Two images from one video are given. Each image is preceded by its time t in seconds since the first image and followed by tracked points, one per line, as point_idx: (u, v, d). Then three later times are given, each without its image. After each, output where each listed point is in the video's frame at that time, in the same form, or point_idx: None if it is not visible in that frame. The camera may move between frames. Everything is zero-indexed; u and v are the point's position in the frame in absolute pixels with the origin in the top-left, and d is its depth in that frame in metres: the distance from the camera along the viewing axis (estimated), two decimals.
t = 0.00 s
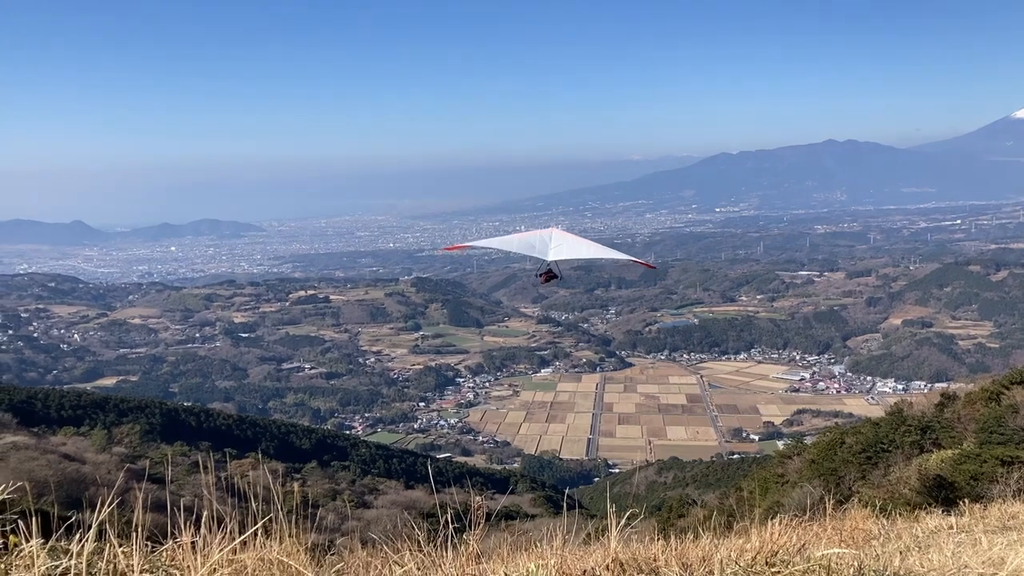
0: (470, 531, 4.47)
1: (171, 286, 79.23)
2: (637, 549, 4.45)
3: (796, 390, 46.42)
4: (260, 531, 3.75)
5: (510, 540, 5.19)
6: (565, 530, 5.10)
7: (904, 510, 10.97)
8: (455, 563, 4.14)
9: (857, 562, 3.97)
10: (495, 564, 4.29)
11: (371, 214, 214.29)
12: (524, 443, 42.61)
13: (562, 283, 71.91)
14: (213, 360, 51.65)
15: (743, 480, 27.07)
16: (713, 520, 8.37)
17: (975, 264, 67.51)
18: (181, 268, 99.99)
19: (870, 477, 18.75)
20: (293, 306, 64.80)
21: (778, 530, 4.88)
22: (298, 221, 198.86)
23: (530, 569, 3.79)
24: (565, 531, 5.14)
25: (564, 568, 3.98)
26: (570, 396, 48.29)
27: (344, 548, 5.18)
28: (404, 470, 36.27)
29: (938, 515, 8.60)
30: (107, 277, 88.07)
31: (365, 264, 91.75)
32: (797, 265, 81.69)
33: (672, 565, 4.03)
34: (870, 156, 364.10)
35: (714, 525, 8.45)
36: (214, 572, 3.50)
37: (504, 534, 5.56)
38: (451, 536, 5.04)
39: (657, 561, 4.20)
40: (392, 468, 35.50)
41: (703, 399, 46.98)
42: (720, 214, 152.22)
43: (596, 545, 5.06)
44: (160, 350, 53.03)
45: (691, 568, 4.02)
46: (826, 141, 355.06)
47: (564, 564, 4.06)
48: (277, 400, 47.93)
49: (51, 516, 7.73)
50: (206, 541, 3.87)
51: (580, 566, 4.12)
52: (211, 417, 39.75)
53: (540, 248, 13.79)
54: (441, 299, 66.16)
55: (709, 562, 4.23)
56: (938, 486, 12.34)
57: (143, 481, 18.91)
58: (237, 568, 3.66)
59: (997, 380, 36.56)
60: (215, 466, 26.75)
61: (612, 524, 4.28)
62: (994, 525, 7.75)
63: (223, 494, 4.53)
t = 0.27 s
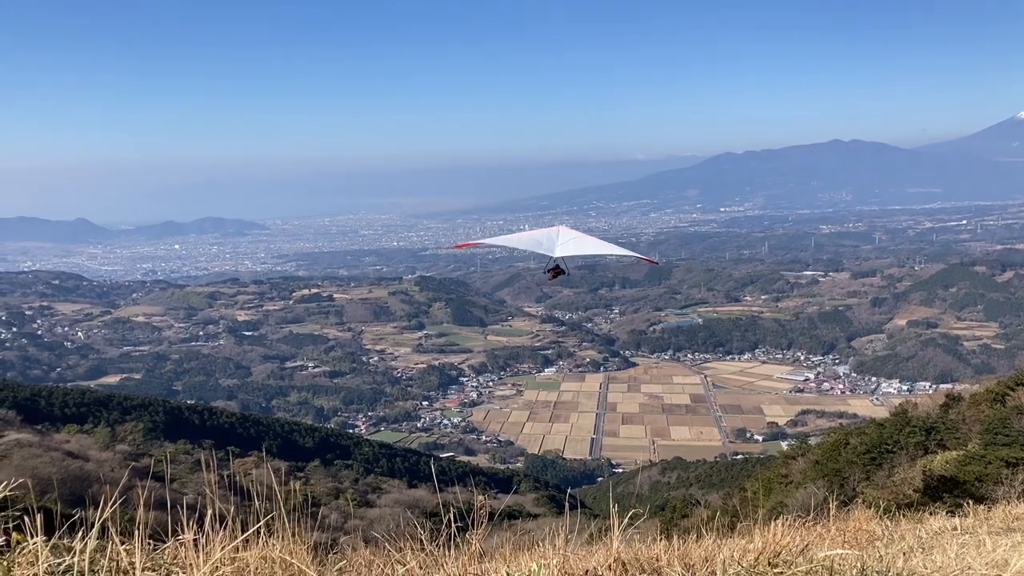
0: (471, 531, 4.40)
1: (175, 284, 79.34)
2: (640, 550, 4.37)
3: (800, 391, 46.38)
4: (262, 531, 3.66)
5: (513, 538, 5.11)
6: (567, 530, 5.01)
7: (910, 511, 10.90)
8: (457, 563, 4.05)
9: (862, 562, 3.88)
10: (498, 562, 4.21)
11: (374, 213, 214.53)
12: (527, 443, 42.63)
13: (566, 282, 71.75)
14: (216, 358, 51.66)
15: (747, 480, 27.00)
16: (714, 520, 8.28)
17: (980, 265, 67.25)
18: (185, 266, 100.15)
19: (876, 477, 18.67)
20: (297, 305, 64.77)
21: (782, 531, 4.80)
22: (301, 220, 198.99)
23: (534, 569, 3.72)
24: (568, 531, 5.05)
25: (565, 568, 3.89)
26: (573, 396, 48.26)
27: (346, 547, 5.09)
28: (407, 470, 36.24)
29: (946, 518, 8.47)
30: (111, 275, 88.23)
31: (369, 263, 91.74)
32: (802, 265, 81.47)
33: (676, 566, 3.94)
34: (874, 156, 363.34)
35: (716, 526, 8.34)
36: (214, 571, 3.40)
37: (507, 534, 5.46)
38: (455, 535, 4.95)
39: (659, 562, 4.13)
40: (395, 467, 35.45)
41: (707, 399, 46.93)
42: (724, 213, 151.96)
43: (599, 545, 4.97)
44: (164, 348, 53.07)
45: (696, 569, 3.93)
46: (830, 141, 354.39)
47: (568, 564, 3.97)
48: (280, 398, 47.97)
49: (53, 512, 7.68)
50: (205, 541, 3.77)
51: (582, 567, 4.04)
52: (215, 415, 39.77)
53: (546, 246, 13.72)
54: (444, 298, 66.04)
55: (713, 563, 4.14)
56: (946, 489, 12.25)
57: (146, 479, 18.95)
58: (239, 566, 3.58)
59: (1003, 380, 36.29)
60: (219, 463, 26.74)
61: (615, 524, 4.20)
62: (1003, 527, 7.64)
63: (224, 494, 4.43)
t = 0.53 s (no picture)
0: (472, 531, 4.35)
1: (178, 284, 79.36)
2: (644, 549, 4.32)
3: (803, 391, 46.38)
4: (267, 528, 3.60)
5: (515, 537, 5.07)
6: (570, 530, 4.95)
7: (916, 514, 10.85)
8: (460, 561, 3.99)
9: (865, 564, 3.84)
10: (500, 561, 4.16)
11: (377, 212, 214.52)
12: (530, 443, 42.61)
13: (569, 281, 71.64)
14: (219, 357, 51.70)
15: (751, 482, 27.00)
16: (717, 521, 8.23)
17: (984, 265, 67.04)
18: (188, 266, 100.19)
19: (881, 478, 18.61)
20: (300, 305, 64.78)
21: (786, 531, 4.75)
22: (304, 219, 199.15)
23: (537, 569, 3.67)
24: (570, 531, 4.99)
25: (568, 568, 3.83)
26: (576, 396, 48.21)
27: (347, 544, 5.05)
28: (410, 469, 36.16)
29: (948, 519, 8.41)
30: (114, 275, 88.32)
31: (372, 262, 91.72)
32: (805, 266, 81.23)
33: (678, 566, 3.88)
34: (877, 156, 362.70)
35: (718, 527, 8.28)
36: (215, 570, 3.33)
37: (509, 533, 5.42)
38: (456, 535, 4.91)
39: (661, 561, 4.07)
40: (398, 467, 35.40)
41: (710, 400, 46.86)
42: (727, 213, 151.65)
43: (601, 544, 4.91)
44: (166, 347, 53.11)
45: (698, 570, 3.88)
46: (833, 141, 353.82)
47: (571, 564, 3.92)
48: (283, 398, 48.00)
49: (55, 512, 7.67)
50: (209, 538, 3.70)
51: (583, 567, 3.99)
52: (218, 414, 39.75)
53: (553, 245, 13.68)
54: (448, 298, 65.91)
55: (716, 564, 4.09)
56: (955, 492, 12.16)
57: (150, 478, 18.99)
58: (241, 567, 3.51)
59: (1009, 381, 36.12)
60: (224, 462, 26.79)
61: (618, 523, 4.15)
62: (1006, 529, 7.58)
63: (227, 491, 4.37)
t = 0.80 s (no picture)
0: (473, 532, 4.33)
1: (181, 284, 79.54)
2: (646, 551, 4.28)
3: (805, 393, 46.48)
4: (268, 528, 3.55)
5: (517, 538, 5.04)
6: (571, 531, 4.94)
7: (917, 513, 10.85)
8: (460, 561, 3.84)
9: (867, 567, 3.81)
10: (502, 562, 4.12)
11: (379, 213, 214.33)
12: (531, 444, 42.70)
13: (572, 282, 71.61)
14: (222, 357, 51.73)
15: (753, 483, 27.15)
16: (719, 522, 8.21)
17: (987, 267, 66.90)
18: (191, 267, 100.30)
19: (883, 478, 18.58)
20: (302, 305, 64.77)
21: (788, 534, 4.75)
22: (307, 220, 199.02)
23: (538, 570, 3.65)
24: (570, 532, 4.97)
25: (567, 568, 3.80)
26: (578, 397, 48.18)
27: (347, 544, 5.03)
28: (411, 470, 36.07)
29: (950, 522, 8.38)
30: (116, 275, 88.34)
31: (374, 263, 91.72)
32: (808, 267, 81.09)
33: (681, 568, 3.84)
34: (879, 158, 362.45)
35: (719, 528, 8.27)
36: (217, 569, 3.29)
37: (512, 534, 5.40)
38: (457, 535, 4.89)
39: (663, 562, 4.04)
40: (399, 468, 35.34)
41: (712, 400, 46.90)
42: (730, 212, 151.46)
43: (602, 545, 4.89)
44: (169, 347, 53.14)
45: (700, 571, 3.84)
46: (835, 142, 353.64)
47: (571, 565, 3.90)
48: (286, 398, 48.06)
49: (58, 511, 7.69)
50: (209, 539, 3.67)
51: (584, 567, 3.97)
52: (221, 414, 39.73)
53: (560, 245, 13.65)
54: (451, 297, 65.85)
55: (718, 567, 4.06)
56: (957, 495, 12.05)
57: (151, 478, 19.01)
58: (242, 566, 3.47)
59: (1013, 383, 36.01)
60: (221, 463, 26.77)
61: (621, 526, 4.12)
62: (1009, 531, 7.55)
63: (230, 490, 4.37)
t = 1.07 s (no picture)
0: None
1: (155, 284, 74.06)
2: None
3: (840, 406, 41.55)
4: None
5: None
6: None
7: None
8: None
9: None
10: None
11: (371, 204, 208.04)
12: (533, 466, 37.80)
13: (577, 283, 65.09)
14: (188, 367, 46.30)
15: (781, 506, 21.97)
16: None
17: None
18: (169, 263, 94.58)
19: None
20: (280, 306, 59.24)
21: None
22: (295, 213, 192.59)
23: None
24: None
25: None
26: (586, 412, 42.94)
27: None
28: (402, 492, 30.82)
29: None
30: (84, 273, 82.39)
31: (364, 260, 86.19)
32: (829, 266, 75.67)
33: None
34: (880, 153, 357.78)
35: None
36: None
37: None
38: None
39: None
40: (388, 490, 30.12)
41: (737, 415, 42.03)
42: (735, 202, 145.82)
43: None
44: (129, 356, 47.66)
45: None
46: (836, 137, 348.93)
47: None
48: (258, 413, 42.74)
49: None
50: None
51: None
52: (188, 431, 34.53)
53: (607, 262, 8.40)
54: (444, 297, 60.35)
55: None
56: None
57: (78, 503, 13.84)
58: None
59: None
60: (187, 485, 21.68)
61: None
62: None
63: None
